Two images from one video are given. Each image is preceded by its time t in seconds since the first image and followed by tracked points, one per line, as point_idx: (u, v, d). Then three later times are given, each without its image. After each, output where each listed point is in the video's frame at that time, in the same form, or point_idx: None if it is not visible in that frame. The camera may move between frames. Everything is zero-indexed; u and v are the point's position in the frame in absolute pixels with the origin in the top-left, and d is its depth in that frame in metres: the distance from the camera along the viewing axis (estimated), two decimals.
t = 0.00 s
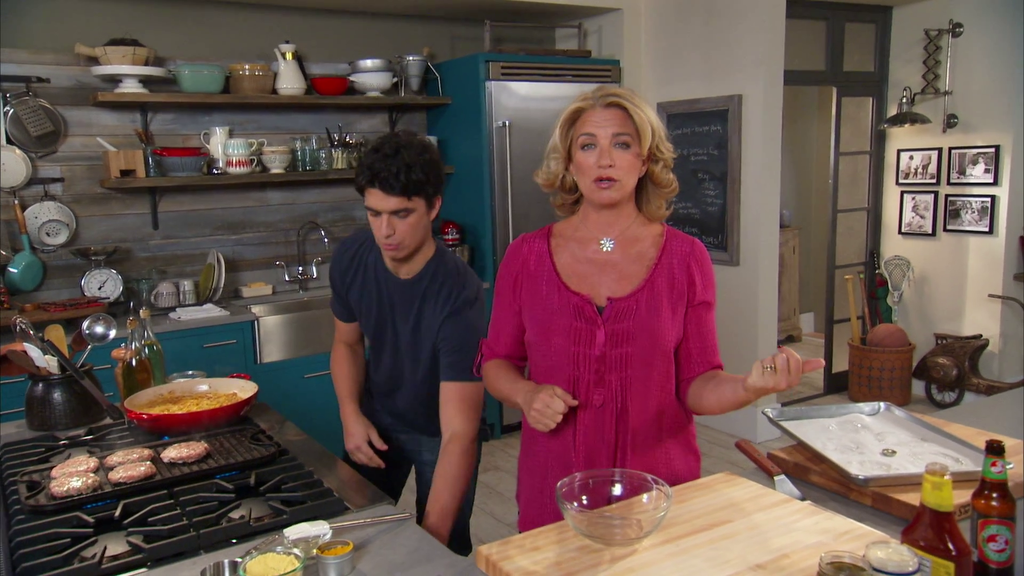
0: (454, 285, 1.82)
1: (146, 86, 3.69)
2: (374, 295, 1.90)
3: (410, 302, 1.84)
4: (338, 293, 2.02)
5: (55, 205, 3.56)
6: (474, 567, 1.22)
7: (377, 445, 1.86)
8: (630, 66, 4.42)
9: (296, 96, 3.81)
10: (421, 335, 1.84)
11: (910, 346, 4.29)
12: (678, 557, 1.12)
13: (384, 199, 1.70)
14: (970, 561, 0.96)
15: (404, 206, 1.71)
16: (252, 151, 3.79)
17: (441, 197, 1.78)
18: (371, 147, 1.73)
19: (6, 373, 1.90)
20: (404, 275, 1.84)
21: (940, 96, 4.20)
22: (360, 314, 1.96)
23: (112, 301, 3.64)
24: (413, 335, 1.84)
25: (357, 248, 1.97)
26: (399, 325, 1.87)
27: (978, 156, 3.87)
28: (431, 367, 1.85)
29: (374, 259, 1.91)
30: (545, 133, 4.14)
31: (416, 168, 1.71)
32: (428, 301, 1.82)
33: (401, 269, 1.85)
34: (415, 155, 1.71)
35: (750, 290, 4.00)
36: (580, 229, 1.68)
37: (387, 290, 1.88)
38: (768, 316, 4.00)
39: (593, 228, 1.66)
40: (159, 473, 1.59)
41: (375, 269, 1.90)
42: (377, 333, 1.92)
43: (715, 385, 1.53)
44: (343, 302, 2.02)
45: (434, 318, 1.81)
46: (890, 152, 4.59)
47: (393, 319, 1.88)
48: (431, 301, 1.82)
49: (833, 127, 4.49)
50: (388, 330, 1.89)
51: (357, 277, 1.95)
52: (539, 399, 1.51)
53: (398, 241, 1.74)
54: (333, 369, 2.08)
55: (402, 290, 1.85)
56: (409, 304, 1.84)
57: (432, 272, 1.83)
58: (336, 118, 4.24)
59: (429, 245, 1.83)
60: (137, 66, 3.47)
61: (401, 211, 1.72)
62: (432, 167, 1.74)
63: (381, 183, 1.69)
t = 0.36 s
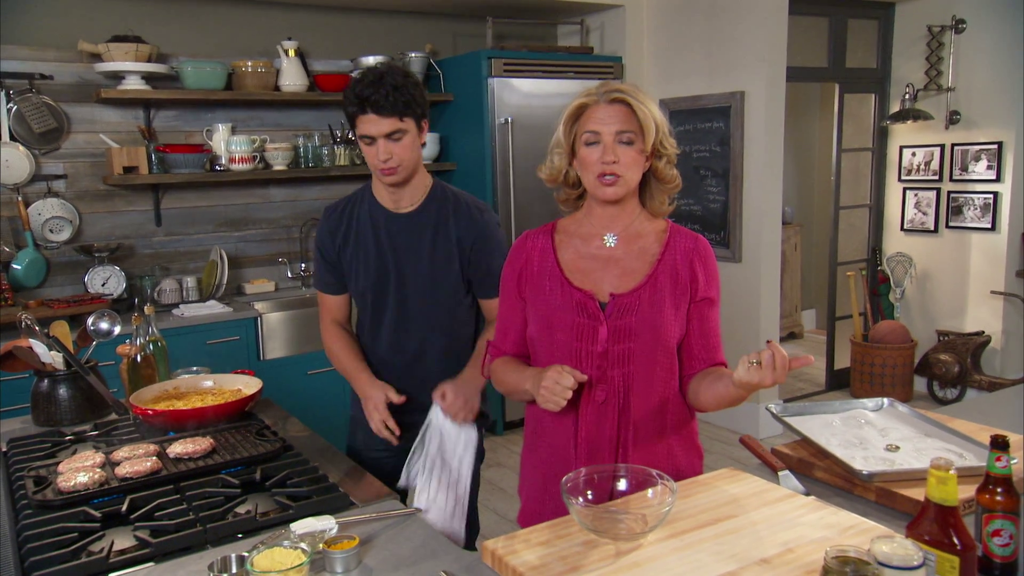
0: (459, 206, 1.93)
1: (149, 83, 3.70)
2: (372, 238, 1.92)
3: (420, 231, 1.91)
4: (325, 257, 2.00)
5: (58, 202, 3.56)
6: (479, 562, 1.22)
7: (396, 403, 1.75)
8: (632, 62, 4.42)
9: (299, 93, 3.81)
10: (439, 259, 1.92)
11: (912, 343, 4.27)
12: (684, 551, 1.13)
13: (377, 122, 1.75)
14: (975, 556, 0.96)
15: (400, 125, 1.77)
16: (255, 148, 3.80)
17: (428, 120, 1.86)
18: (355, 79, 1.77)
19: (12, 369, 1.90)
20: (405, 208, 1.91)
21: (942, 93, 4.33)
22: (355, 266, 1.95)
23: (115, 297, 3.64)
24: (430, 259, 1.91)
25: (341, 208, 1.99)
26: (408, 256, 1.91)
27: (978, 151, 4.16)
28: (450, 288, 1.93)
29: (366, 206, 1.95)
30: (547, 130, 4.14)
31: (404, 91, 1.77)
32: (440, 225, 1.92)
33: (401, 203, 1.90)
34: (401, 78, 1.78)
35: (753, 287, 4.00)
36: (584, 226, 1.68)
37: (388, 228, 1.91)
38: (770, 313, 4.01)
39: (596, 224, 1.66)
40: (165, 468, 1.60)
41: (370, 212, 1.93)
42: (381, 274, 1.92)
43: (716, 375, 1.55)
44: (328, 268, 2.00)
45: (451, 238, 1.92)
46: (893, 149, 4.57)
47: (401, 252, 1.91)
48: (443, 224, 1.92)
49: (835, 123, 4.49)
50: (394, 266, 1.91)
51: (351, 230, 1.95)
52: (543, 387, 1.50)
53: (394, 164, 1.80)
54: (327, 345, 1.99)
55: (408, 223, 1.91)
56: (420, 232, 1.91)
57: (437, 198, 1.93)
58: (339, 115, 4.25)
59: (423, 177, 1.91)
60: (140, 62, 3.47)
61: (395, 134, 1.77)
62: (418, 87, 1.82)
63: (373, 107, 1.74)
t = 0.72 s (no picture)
0: (425, 190, 2.04)
1: (150, 85, 3.69)
2: (351, 231, 1.97)
3: (398, 216, 1.99)
4: (303, 263, 1.96)
5: (58, 204, 3.56)
6: (483, 563, 1.22)
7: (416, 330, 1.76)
8: (632, 63, 4.42)
9: (299, 94, 3.80)
10: (421, 239, 2.00)
11: (912, 343, 4.28)
12: (688, 553, 1.13)
13: (362, 105, 1.89)
14: (980, 558, 0.96)
15: (376, 107, 1.92)
16: (255, 149, 3.80)
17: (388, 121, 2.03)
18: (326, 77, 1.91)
19: (13, 371, 1.90)
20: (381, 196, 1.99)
21: (943, 93, 4.32)
22: (338, 263, 1.98)
23: (116, 299, 3.64)
24: (414, 237, 2.00)
25: (308, 214, 1.99)
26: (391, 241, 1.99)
27: (978, 151, 4.17)
28: (434, 265, 2.02)
29: (336, 204, 1.98)
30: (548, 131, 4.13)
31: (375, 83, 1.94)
32: (415, 208, 2.01)
33: (374, 194, 1.98)
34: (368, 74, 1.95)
35: (754, 288, 4.00)
36: (584, 228, 1.68)
37: (367, 218, 1.97)
38: (771, 313, 4.01)
39: (597, 225, 1.66)
40: (168, 470, 1.60)
41: (344, 208, 1.98)
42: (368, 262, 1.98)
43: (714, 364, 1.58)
44: (307, 275, 1.97)
45: (428, 218, 2.02)
46: (893, 149, 4.58)
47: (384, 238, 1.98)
48: (417, 207, 2.01)
49: (836, 123, 4.49)
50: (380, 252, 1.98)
51: (327, 230, 1.97)
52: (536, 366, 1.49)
53: (380, 145, 1.92)
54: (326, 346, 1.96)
55: (386, 211, 1.98)
56: (398, 217, 1.99)
57: (406, 184, 2.02)
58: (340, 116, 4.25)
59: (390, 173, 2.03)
60: (140, 64, 3.47)
61: (377, 118, 1.92)
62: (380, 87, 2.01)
63: (355, 89, 1.90)
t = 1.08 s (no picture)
0: (388, 187, 2.10)
1: (145, 85, 3.68)
2: (320, 228, 1.99)
3: (365, 213, 2.04)
4: (272, 261, 1.97)
5: (54, 204, 3.55)
6: (481, 566, 1.22)
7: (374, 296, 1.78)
8: (630, 64, 4.43)
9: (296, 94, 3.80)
10: (389, 235, 2.06)
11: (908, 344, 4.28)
12: (687, 555, 1.13)
13: (326, 109, 1.93)
14: (980, 560, 0.97)
15: (337, 109, 1.95)
16: (252, 149, 3.79)
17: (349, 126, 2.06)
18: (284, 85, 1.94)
19: (9, 372, 1.89)
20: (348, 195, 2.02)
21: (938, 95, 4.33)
22: (308, 260, 2.00)
23: (112, 299, 3.62)
24: (382, 233, 2.05)
25: (273, 214, 1.99)
26: (360, 236, 2.03)
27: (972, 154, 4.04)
28: (401, 259, 2.08)
29: (301, 203, 2.00)
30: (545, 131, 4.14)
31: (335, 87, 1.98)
32: (382, 204, 2.06)
33: (339, 193, 2.01)
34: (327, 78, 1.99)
35: (751, 289, 4.00)
36: (579, 230, 1.68)
37: (335, 216, 2.00)
38: (767, 314, 4.01)
39: (591, 227, 1.65)
40: (164, 472, 1.59)
41: (310, 207, 1.99)
42: (338, 258, 2.01)
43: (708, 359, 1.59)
44: (275, 272, 1.97)
45: (395, 215, 2.08)
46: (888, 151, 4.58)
47: (352, 235, 2.02)
48: (382, 204, 2.06)
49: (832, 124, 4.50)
50: (349, 248, 2.02)
51: (295, 228, 1.98)
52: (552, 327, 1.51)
53: (345, 147, 1.95)
54: (298, 334, 1.94)
55: (353, 208, 2.02)
56: (366, 214, 2.04)
57: (370, 183, 2.07)
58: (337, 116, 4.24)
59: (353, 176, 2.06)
60: (135, 64, 3.45)
61: (339, 122, 1.96)
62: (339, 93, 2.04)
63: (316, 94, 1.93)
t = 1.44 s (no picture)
0: (374, 185, 2.10)
1: (141, 86, 3.67)
2: (305, 229, 1.99)
3: (349, 213, 2.03)
4: (258, 262, 1.97)
5: (49, 206, 3.53)
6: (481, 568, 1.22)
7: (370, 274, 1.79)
8: (627, 63, 4.42)
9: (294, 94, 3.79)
10: (374, 234, 2.05)
11: (906, 343, 4.29)
12: (687, 557, 1.13)
13: (305, 114, 1.90)
14: (982, 559, 0.97)
15: (316, 114, 1.92)
16: (249, 150, 3.77)
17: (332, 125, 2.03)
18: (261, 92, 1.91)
19: (4, 375, 1.88)
20: (332, 197, 2.02)
21: (934, 94, 4.33)
22: (294, 261, 1.99)
23: (108, 301, 3.61)
24: (366, 231, 2.04)
25: (257, 214, 1.98)
26: (345, 236, 2.02)
27: (970, 152, 4.17)
28: (387, 258, 2.07)
29: (285, 205, 2.00)
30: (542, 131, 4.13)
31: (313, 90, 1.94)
32: (366, 204, 2.05)
33: (323, 193, 2.01)
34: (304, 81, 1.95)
35: (748, 288, 4.00)
36: (575, 230, 1.68)
37: (318, 217, 2.00)
38: (765, 314, 4.01)
39: (588, 228, 1.66)
40: (162, 475, 1.59)
41: (295, 208, 1.99)
42: (323, 259, 2.01)
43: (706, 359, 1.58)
44: (261, 271, 1.96)
45: (379, 214, 2.07)
46: (885, 150, 4.59)
47: (337, 234, 2.02)
48: (367, 202, 2.06)
49: (829, 124, 4.51)
50: (333, 249, 2.02)
51: (280, 229, 1.98)
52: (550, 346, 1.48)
53: (326, 151, 1.93)
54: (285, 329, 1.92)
55: (337, 209, 2.02)
56: (350, 214, 2.03)
57: (355, 183, 2.07)
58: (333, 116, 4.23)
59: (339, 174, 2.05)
60: (132, 65, 3.44)
61: (320, 126, 1.93)
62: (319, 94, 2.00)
63: (294, 101, 1.90)
